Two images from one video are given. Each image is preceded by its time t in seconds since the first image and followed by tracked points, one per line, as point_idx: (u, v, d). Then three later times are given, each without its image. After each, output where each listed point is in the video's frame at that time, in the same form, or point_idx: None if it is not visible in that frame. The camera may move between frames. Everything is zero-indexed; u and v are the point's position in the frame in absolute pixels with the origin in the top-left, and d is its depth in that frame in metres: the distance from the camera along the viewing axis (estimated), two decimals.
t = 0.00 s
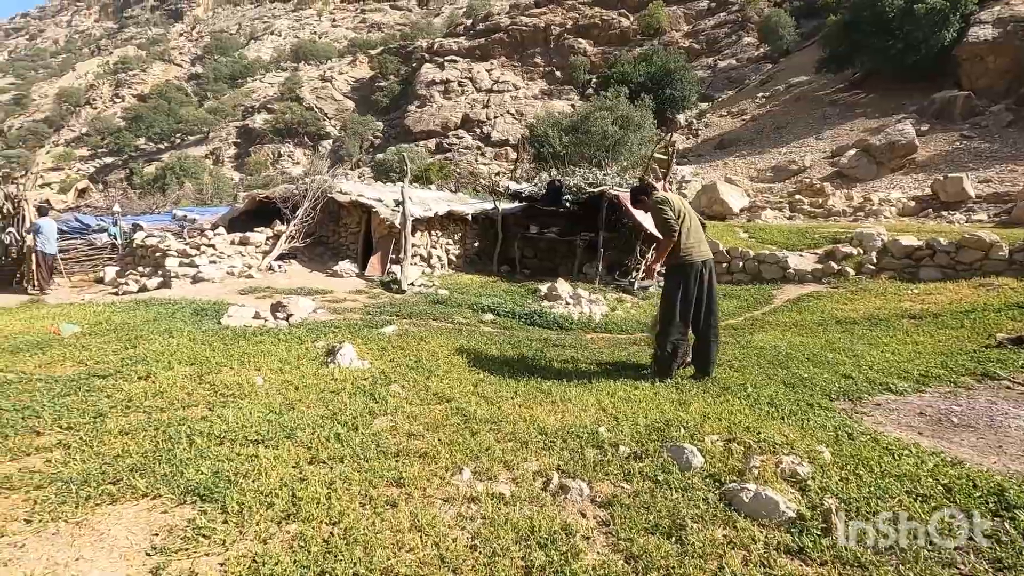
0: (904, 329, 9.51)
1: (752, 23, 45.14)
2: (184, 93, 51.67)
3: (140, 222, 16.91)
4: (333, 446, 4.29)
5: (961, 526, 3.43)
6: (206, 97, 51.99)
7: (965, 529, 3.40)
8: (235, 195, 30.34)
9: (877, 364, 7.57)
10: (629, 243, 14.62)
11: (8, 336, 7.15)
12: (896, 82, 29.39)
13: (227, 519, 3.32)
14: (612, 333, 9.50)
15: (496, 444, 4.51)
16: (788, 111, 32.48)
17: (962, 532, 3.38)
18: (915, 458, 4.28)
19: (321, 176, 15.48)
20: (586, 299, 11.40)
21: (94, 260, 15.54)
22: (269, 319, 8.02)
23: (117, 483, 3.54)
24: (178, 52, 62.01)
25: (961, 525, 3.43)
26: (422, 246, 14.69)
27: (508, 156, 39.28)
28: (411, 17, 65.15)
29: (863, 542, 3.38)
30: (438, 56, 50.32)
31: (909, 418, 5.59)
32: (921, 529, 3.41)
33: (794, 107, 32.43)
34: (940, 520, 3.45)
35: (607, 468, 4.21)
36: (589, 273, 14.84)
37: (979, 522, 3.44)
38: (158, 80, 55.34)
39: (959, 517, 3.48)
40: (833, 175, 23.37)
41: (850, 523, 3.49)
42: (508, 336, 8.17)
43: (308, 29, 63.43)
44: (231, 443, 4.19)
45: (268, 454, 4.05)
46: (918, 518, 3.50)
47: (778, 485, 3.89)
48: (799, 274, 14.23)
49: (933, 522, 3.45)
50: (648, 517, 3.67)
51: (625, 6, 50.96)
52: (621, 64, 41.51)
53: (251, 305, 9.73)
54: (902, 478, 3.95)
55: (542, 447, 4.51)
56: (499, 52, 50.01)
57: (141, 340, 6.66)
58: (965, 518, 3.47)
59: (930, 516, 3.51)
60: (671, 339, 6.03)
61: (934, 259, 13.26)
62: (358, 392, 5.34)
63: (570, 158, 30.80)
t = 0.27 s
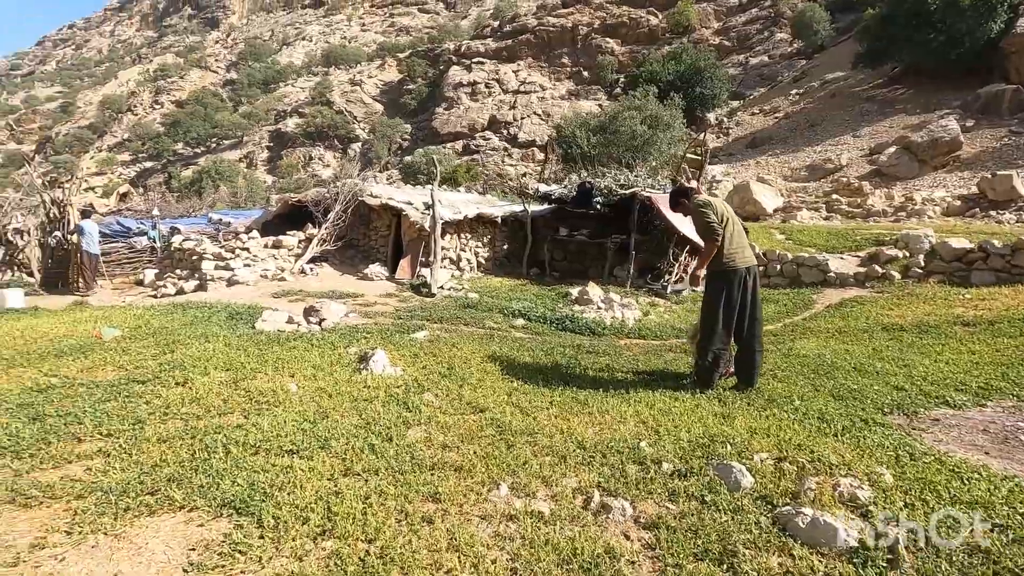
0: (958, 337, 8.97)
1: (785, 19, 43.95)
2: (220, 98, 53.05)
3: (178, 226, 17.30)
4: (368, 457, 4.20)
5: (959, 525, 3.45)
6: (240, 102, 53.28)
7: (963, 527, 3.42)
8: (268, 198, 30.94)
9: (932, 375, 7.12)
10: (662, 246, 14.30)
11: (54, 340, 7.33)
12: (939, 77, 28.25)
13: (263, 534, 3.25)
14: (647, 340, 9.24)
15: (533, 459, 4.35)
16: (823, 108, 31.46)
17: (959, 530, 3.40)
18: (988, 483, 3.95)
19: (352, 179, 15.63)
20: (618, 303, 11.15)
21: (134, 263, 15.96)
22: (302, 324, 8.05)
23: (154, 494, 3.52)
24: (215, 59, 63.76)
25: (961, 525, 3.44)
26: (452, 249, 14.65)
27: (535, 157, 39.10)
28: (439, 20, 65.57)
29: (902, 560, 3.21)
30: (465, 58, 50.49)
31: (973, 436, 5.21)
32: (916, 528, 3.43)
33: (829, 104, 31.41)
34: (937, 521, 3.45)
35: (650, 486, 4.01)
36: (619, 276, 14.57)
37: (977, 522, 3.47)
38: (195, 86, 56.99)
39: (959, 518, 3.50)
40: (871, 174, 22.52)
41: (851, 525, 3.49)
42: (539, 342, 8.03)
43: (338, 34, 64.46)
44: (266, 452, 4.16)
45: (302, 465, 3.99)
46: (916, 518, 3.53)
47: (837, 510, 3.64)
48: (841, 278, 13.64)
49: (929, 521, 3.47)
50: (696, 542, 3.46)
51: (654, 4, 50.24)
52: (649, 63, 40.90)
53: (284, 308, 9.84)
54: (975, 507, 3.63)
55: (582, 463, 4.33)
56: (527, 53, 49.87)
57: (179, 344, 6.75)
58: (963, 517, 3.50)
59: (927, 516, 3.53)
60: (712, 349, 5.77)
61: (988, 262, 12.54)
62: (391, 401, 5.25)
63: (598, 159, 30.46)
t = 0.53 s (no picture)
0: (1015, 350, 8.42)
1: (818, 20, 42.90)
2: (254, 108, 54.49)
3: (213, 232, 17.69)
4: (398, 471, 4.09)
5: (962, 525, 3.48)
6: (273, 111, 54.62)
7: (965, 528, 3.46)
8: (299, 205, 31.50)
9: (991, 391, 6.63)
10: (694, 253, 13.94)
11: (92, 345, 7.49)
12: (981, 77, 27.38)
13: (292, 552, 3.16)
14: (680, 349, 8.94)
15: (567, 476, 4.17)
16: (858, 110, 30.50)
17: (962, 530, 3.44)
18: None
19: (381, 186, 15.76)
20: (650, 311, 10.88)
21: (170, 268, 16.34)
22: (332, 331, 8.05)
23: (183, 507, 3.48)
24: (250, 70, 65.61)
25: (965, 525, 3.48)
26: (480, 256, 14.61)
27: (562, 163, 38.94)
28: (466, 28, 66.15)
29: None
30: (492, 65, 50.73)
31: None
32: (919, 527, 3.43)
33: (865, 107, 30.44)
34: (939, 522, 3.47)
35: (691, 507, 3.80)
36: (650, 283, 14.25)
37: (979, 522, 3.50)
38: (231, 96, 58.67)
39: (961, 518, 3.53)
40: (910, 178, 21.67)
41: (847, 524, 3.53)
42: (570, 351, 7.85)
43: (367, 44, 65.61)
44: (295, 463, 4.09)
45: (331, 478, 3.90)
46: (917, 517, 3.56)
47: (900, 540, 3.36)
48: (882, 286, 12.96)
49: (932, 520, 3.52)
50: (744, 569, 3.24)
51: (682, 8, 49.68)
52: (678, 67, 40.39)
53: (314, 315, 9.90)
54: None
55: (619, 482, 4.12)
56: (553, 59, 49.83)
57: (212, 351, 6.81)
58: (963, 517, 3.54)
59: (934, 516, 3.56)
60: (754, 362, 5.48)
61: None
62: (421, 412, 5.13)
63: (626, 164, 30.11)
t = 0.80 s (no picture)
0: None
1: (851, 31, 42.06)
2: (288, 130, 56.22)
3: (248, 252, 18.12)
4: (428, 501, 3.95)
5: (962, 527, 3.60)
6: (307, 133, 56.23)
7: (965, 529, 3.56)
8: (331, 224, 32.13)
9: None
10: (728, 270, 13.59)
11: (130, 364, 7.64)
12: None
13: None
14: (717, 371, 8.60)
15: (604, 509, 3.95)
16: (896, 121, 29.59)
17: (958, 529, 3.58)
18: None
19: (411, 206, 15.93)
20: (683, 330, 10.57)
21: (207, 287, 16.76)
22: (361, 351, 8.02)
23: (211, 536, 3.40)
24: (285, 94, 67.88)
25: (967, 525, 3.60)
26: (508, 274, 14.52)
27: (589, 180, 38.83)
28: (493, 48, 67.22)
29: None
30: (519, 84, 51.25)
31: None
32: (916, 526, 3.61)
33: (902, 118, 29.55)
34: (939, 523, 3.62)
35: (739, 547, 3.53)
36: (682, 301, 13.90)
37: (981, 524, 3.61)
38: (267, 119, 60.71)
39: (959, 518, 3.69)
40: (953, 190, 20.74)
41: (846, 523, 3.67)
42: (602, 373, 7.63)
43: (398, 66, 67.21)
44: (322, 491, 4.00)
45: (360, 508, 3.79)
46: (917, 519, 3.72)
47: None
48: (930, 304, 12.32)
49: (932, 522, 3.66)
50: None
51: (709, 23, 49.44)
52: (706, 81, 40.00)
53: (344, 334, 9.96)
54: None
55: (659, 517, 3.87)
56: (580, 77, 50.05)
57: (244, 371, 6.85)
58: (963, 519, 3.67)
59: (927, 515, 3.74)
60: (800, 388, 5.18)
61: None
62: (451, 438, 4.99)
63: (654, 180, 29.81)
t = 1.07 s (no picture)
0: None
1: (876, 41, 41.41)
2: (313, 148, 57.43)
3: (274, 267, 18.42)
4: (454, 529, 3.84)
5: (963, 528, 3.79)
6: (331, 150, 57.38)
7: (962, 528, 3.78)
8: (354, 240, 32.56)
9: None
10: (756, 285, 13.30)
11: (160, 382, 7.72)
12: None
13: None
14: (749, 390, 8.33)
15: (637, 538, 3.77)
16: (925, 131, 28.92)
17: (960, 533, 3.73)
18: None
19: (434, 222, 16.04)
20: (711, 348, 10.32)
21: (234, 302, 17.06)
22: (385, 370, 7.99)
23: (236, 565, 3.35)
24: (310, 112, 69.51)
25: (961, 524, 3.83)
26: (531, 289, 14.45)
27: (610, 193, 38.71)
28: (513, 65, 67.97)
29: None
30: (539, 99, 51.59)
31: None
32: (907, 520, 3.88)
33: (931, 128, 28.88)
34: (931, 521, 3.85)
35: None
36: (708, 317, 13.60)
37: (977, 524, 3.82)
38: (292, 137, 62.16)
39: (959, 518, 3.90)
40: (987, 200, 19.95)
41: (849, 522, 3.86)
42: (629, 392, 7.46)
43: (420, 84, 68.34)
44: (348, 517, 3.92)
45: (386, 535, 3.69)
46: (914, 518, 3.94)
47: None
48: (970, 320, 11.84)
49: (930, 521, 3.88)
50: None
51: (730, 36, 49.24)
52: (728, 93, 39.70)
53: (369, 351, 9.99)
54: None
55: (697, 549, 3.65)
56: (600, 92, 50.19)
57: (271, 390, 6.87)
58: (964, 520, 3.87)
59: (922, 515, 3.96)
60: (840, 412, 4.96)
61: None
62: (477, 462, 4.87)
63: (676, 193, 29.56)
